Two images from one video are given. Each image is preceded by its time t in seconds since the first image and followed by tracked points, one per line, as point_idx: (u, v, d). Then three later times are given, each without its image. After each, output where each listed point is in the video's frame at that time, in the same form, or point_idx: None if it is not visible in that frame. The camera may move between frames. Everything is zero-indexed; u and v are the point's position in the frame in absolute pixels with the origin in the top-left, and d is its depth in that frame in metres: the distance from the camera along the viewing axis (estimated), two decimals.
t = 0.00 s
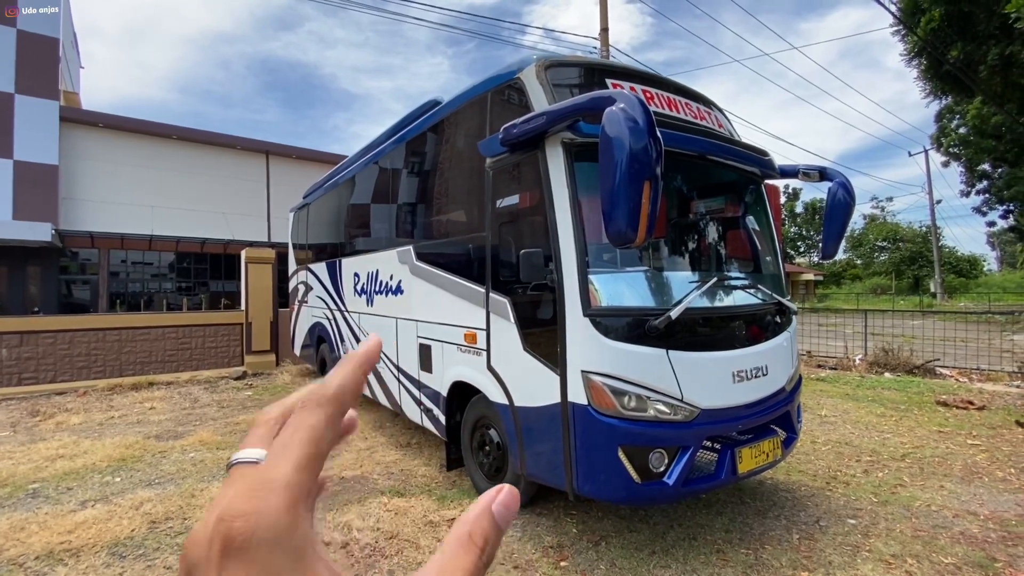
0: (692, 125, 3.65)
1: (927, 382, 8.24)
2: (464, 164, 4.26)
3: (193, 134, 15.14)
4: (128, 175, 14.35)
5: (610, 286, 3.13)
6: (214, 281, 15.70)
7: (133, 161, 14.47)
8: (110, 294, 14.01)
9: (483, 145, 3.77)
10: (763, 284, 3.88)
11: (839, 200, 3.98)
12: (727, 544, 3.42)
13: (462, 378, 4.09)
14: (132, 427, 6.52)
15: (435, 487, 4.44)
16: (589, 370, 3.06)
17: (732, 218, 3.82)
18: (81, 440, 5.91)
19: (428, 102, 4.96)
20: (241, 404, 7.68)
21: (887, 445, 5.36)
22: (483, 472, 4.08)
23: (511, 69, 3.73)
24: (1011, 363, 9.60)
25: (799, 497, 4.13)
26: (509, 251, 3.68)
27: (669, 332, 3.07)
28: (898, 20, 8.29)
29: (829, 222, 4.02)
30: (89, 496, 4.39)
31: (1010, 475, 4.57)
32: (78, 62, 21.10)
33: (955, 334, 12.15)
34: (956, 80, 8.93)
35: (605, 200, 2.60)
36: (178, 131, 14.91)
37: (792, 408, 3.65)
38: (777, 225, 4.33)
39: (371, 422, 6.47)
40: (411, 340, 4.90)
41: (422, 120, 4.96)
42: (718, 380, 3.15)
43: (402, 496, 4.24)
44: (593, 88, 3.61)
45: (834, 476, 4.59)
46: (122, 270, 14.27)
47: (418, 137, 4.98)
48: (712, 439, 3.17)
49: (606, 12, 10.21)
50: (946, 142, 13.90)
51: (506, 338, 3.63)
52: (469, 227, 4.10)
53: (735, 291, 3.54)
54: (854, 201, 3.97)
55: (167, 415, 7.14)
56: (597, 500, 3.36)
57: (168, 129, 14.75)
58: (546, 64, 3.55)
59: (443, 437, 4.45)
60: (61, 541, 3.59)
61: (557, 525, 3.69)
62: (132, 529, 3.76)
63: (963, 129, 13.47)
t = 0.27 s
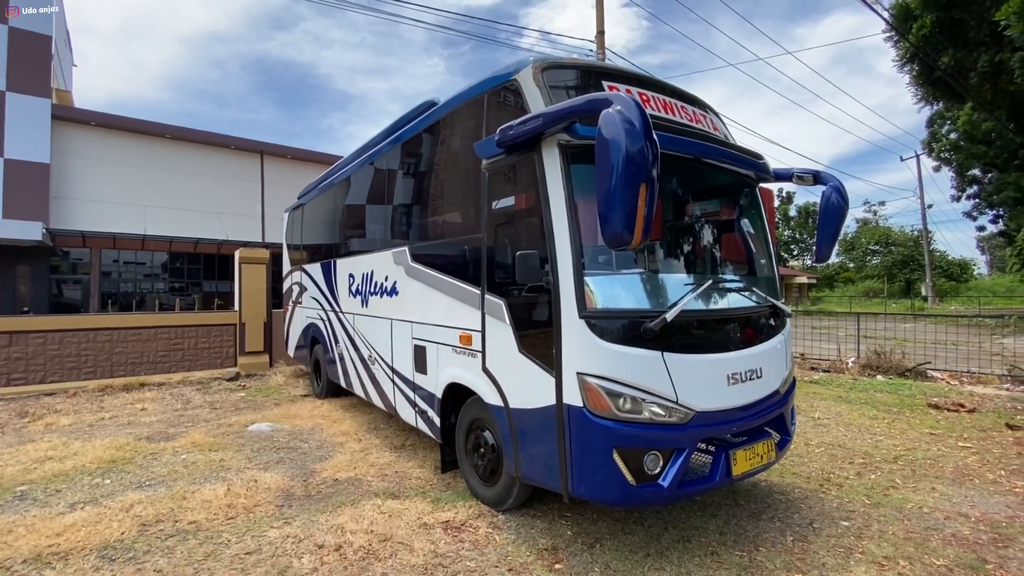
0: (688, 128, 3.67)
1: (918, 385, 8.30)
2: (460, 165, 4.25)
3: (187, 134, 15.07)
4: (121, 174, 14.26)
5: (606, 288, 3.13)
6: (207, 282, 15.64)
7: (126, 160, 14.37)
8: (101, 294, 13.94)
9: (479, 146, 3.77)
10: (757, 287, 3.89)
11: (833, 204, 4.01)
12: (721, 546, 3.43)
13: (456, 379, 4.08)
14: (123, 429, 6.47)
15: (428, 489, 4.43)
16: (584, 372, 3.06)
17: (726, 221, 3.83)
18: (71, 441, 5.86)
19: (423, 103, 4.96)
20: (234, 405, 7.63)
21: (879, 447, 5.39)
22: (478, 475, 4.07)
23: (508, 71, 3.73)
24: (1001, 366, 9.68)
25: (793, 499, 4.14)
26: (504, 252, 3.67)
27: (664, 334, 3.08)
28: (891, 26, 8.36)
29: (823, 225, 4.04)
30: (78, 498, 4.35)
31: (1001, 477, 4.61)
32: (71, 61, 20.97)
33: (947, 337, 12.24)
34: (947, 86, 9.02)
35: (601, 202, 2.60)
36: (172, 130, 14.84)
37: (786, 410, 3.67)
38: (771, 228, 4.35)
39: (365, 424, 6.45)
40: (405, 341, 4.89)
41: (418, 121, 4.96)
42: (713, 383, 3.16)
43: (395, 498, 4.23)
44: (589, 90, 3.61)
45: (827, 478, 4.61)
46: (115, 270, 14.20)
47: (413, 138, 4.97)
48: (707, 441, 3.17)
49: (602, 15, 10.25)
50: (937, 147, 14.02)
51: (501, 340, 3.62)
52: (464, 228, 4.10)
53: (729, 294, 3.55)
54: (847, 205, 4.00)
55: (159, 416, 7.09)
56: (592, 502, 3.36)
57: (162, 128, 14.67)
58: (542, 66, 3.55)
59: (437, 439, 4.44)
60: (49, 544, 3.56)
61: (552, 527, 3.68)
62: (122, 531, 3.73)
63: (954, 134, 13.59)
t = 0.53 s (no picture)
0: (682, 132, 3.67)
1: (909, 388, 8.34)
2: (454, 167, 4.23)
3: (179, 134, 14.97)
4: (112, 174, 14.14)
5: (599, 291, 3.11)
6: (198, 283, 15.51)
7: (117, 160, 14.25)
8: (90, 295, 13.77)
9: (473, 148, 3.75)
10: (750, 290, 3.90)
11: (825, 208, 4.02)
12: (714, 550, 3.42)
13: (449, 382, 4.05)
14: (111, 432, 6.38)
15: (420, 493, 4.39)
16: (577, 375, 3.04)
17: (720, 224, 3.83)
18: (56, 445, 5.77)
19: (417, 105, 4.94)
20: (224, 408, 7.56)
21: (871, 451, 5.40)
22: (470, 478, 4.04)
23: (502, 73, 3.72)
24: (991, 370, 9.75)
25: (786, 503, 4.14)
26: (498, 254, 3.65)
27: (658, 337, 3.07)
28: (882, 33, 8.41)
29: (816, 229, 4.05)
30: (63, 502, 4.28)
31: (992, 481, 4.62)
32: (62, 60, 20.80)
33: (938, 341, 12.32)
34: (938, 92, 9.09)
35: (595, 204, 2.59)
36: (164, 130, 14.73)
37: (778, 413, 3.66)
38: (764, 231, 4.35)
39: (356, 427, 6.40)
40: (398, 343, 4.86)
41: (411, 122, 4.94)
42: (706, 385, 3.15)
43: (386, 502, 4.19)
44: (584, 92, 3.61)
45: (820, 482, 4.61)
46: (105, 271, 14.04)
47: (407, 139, 4.95)
48: (700, 444, 3.16)
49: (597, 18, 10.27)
50: (928, 152, 14.14)
51: (494, 343, 3.60)
52: (458, 230, 4.07)
53: (722, 297, 3.54)
54: (840, 209, 4.01)
55: (147, 418, 7.01)
56: (585, 506, 3.33)
57: (154, 128, 14.57)
58: (536, 68, 3.54)
59: (429, 442, 4.41)
60: (32, 550, 3.49)
61: (544, 531, 3.66)
62: (107, 536, 3.67)
63: (944, 140, 13.72)
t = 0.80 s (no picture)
0: (674, 137, 3.67)
1: (900, 392, 8.39)
2: (447, 170, 4.22)
3: (170, 135, 14.87)
4: (102, 175, 14.02)
5: (591, 296, 3.10)
6: (189, 285, 15.35)
7: (107, 161, 14.13)
8: (79, 297, 13.67)
9: (465, 152, 3.74)
10: (742, 295, 3.90)
11: (816, 213, 4.04)
12: (706, 556, 3.41)
13: (440, 387, 4.03)
14: (97, 437, 6.30)
15: (411, 499, 4.36)
16: (569, 380, 3.03)
17: (711, 229, 3.84)
18: (41, 450, 5.69)
19: (410, 108, 4.93)
20: (213, 413, 7.48)
21: (862, 455, 5.42)
22: (462, 484, 4.01)
23: (495, 76, 3.71)
24: (980, 374, 9.83)
25: (777, 508, 4.14)
26: (490, 258, 3.64)
27: (650, 342, 3.06)
28: (873, 39, 8.48)
29: (807, 234, 4.06)
30: (47, 509, 4.21)
31: (982, 485, 4.64)
32: (53, 60, 20.67)
33: (928, 345, 12.40)
34: (927, 98, 9.18)
35: (586, 208, 2.58)
36: (155, 131, 14.63)
37: (770, 418, 3.66)
38: (756, 236, 4.36)
39: (347, 431, 6.35)
40: (389, 347, 4.82)
41: (404, 124, 4.92)
42: (698, 391, 3.14)
43: (377, 508, 4.15)
44: (576, 97, 3.60)
45: (811, 486, 4.61)
46: (94, 272, 13.94)
47: (400, 142, 4.93)
48: (691, 450, 3.15)
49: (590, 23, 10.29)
50: (917, 158, 14.28)
51: (486, 347, 3.58)
52: (450, 234, 4.06)
53: (714, 301, 3.55)
54: (831, 214, 4.03)
55: (135, 423, 6.92)
56: (576, 513, 3.32)
57: (145, 129, 14.47)
58: (529, 72, 3.54)
59: (420, 447, 4.38)
60: (14, 558, 3.43)
61: (536, 537, 3.64)
62: (91, 544, 3.61)
63: (933, 145, 13.85)
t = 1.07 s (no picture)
0: (665, 145, 3.69)
1: (891, 396, 8.44)
2: (440, 176, 4.23)
3: (163, 139, 14.81)
4: (93, 178, 13.92)
5: (583, 304, 3.10)
6: (181, 289, 15.20)
7: (99, 164, 14.04)
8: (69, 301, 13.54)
9: (458, 159, 3.74)
10: (734, 302, 3.92)
11: (807, 220, 4.07)
12: (698, 564, 3.42)
13: (433, 394, 4.02)
14: (86, 445, 6.24)
15: (403, 508, 4.34)
16: (561, 389, 3.03)
17: (703, 236, 3.86)
18: (29, 458, 5.62)
19: (404, 113, 4.93)
20: (204, 419, 7.43)
21: (854, 460, 5.45)
22: (454, 493, 4.00)
23: (488, 84, 3.73)
24: (970, 377, 9.91)
25: (769, 514, 4.15)
26: (483, 265, 3.64)
27: (642, 350, 3.07)
28: (863, 46, 8.56)
29: (797, 241, 4.09)
30: (35, 519, 4.17)
31: (971, 490, 4.68)
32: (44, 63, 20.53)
33: (918, 348, 12.50)
34: (917, 105, 9.28)
35: (577, 218, 2.59)
36: (147, 135, 14.56)
37: (762, 425, 3.68)
38: (747, 242, 4.39)
39: (339, 438, 6.32)
40: (382, 354, 4.81)
41: (398, 130, 4.93)
42: (689, 399, 3.15)
43: (368, 517, 4.13)
44: (568, 105, 3.62)
45: (803, 492, 4.63)
46: (84, 276, 13.79)
47: (394, 147, 4.93)
48: (683, 457, 3.16)
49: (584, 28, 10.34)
50: (907, 163, 14.41)
51: (478, 355, 3.58)
52: (443, 240, 4.06)
53: (706, 308, 3.56)
54: (821, 221, 4.06)
55: (125, 430, 6.86)
56: (569, 522, 3.31)
57: (137, 133, 14.40)
58: (521, 81, 3.55)
59: (413, 455, 4.36)
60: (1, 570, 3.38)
61: (529, 546, 3.63)
62: (79, 555, 3.57)
63: (923, 150, 13.99)
